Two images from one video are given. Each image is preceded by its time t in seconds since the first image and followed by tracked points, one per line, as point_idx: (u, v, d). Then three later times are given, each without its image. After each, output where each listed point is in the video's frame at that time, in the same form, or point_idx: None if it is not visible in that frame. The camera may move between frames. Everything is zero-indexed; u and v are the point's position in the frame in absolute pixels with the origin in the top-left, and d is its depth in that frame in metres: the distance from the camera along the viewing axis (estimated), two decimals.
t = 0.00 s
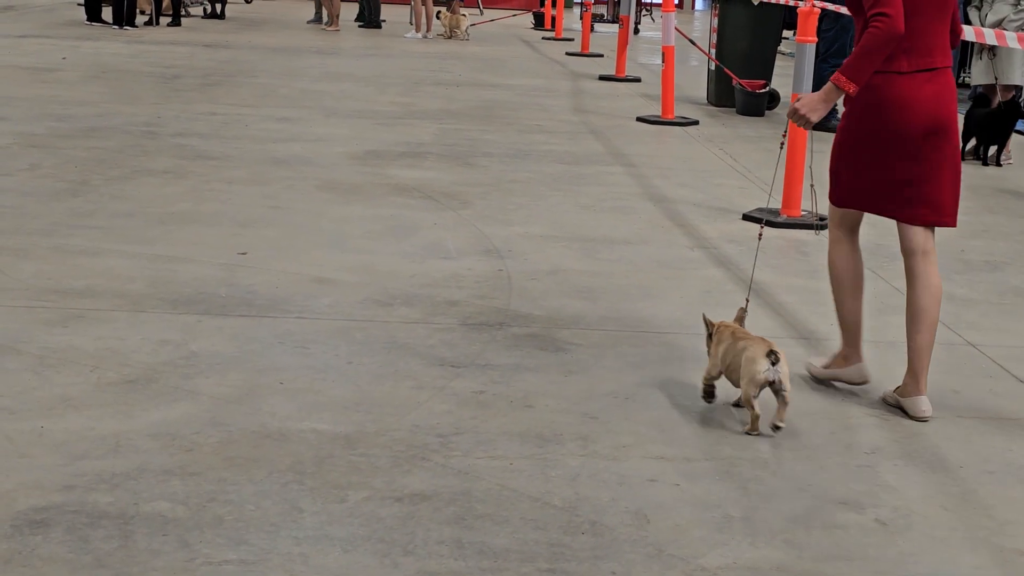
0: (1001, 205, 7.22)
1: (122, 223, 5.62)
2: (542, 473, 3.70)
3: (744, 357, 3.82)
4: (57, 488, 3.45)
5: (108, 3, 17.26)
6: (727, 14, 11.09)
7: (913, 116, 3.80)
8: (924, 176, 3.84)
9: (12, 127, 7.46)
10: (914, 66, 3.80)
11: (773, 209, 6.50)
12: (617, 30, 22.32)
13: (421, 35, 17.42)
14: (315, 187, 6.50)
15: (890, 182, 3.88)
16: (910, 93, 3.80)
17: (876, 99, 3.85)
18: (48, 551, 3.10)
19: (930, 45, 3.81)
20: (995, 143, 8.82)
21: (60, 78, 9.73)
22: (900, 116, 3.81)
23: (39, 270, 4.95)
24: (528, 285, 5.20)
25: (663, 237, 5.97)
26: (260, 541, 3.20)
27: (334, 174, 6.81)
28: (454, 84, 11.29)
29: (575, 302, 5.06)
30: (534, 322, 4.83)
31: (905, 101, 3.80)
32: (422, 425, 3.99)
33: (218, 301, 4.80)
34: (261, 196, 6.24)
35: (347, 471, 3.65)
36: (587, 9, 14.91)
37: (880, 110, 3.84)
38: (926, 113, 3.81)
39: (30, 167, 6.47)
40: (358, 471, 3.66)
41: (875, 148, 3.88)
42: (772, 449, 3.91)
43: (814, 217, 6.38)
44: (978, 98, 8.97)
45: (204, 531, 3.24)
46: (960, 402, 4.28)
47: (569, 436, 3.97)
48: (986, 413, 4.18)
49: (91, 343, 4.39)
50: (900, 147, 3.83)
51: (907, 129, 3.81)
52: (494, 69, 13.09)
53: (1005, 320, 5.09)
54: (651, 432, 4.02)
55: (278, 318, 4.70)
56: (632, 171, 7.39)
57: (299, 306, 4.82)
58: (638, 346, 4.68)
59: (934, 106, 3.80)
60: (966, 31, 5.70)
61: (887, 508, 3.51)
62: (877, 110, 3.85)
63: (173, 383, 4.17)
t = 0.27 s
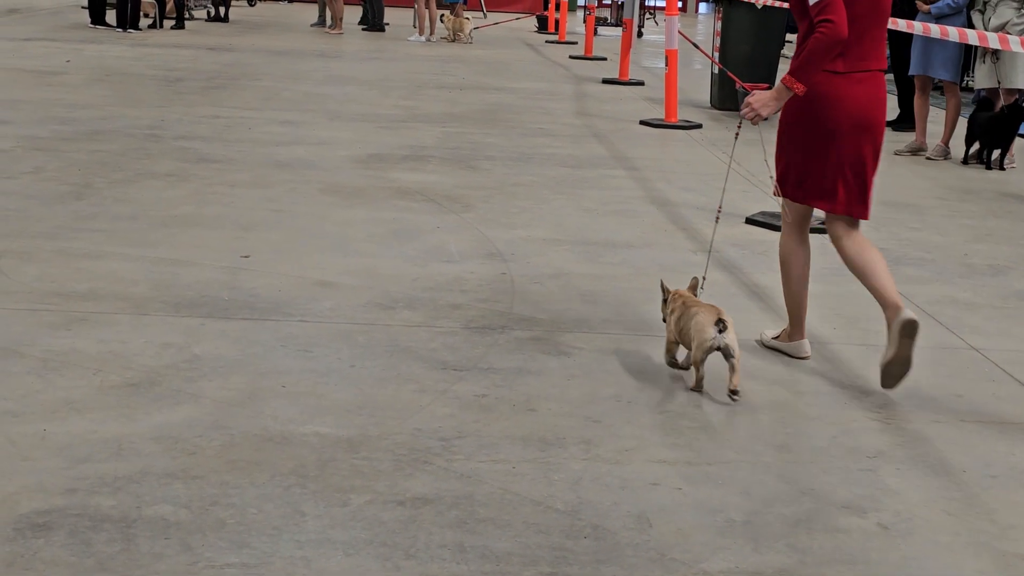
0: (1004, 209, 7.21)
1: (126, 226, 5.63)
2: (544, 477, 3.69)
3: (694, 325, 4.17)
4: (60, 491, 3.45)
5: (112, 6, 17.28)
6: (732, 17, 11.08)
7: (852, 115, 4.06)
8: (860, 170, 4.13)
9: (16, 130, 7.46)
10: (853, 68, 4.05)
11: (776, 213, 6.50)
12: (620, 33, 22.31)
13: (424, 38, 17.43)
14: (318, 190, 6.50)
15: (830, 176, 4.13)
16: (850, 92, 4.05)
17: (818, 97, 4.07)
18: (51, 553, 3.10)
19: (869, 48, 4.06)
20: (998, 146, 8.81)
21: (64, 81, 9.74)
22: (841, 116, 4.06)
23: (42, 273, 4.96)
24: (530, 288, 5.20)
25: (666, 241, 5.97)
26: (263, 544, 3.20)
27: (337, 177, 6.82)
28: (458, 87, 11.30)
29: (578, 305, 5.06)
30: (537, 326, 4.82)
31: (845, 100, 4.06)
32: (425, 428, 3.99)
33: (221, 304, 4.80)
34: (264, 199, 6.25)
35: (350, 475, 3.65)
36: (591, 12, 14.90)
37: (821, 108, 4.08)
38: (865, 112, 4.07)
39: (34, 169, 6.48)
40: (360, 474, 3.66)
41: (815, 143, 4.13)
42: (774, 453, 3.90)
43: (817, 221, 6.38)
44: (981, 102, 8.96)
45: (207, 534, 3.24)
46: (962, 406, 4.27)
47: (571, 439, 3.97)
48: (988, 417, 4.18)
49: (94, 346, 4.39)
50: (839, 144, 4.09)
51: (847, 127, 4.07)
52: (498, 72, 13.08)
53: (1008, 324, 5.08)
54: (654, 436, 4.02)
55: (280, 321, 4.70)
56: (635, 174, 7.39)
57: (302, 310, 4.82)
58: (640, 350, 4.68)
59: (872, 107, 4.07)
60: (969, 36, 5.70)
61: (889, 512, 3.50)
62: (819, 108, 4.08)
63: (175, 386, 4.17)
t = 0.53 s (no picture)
0: (1008, 214, 7.20)
1: (129, 229, 5.63)
2: (547, 481, 3.69)
3: (653, 300, 4.33)
4: (62, 494, 3.45)
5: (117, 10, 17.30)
6: (736, 21, 11.08)
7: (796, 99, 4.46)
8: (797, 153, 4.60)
9: (20, 134, 7.47)
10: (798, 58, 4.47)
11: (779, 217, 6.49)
12: (624, 37, 22.31)
13: (428, 42, 17.43)
14: (322, 194, 6.50)
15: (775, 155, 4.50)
16: (794, 79, 4.46)
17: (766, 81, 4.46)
18: (53, 557, 3.10)
19: (812, 41, 4.50)
20: (1002, 151, 8.80)
21: (68, 84, 9.76)
22: (788, 100, 4.45)
23: (45, 276, 4.96)
24: (533, 292, 5.19)
25: (669, 245, 5.96)
26: (265, 548, 3.20)
27: (340, 181, 6.82)
28: (462, 91, 11.30)
29: (581, 309, 5.05)
30: (540, 330, 4.82)
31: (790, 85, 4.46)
32: (427, 432, 3.99)
33: (224, 308, 4.80)
34: (268, 202, 6.25)
35: (352, 478, 3.64)
36: (595, 16, 14.91)
37: (769, 92, 4.46)
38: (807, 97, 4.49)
39: (37, 173, 6.48)
40: (363, 478, 3.65)
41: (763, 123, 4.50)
42: (777, 458, 3.90)
43: (821, 226, 6.38)
44: (985, 106, 8.95)
45: (209, 538, 3.24)
46: (965, 411, 4.26)
47: (574, 444, 3.96)
48: (991, 422, 4.17)
49: (96, 349, 4.39)
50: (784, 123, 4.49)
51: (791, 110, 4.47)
52: (502, 76, 13.07)
53: (1011, 329, 5.07)
54: (657, 440, 4.01)
55: (283, 325, 4.70)
56: (639, 178, 7.39)
57: (305, 313, 4.82)
58: (643, 354, 4.67)
59: (812, 94, 4.49)
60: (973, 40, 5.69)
61: (893, 517, 3.50)
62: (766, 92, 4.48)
63: (178, 390, 4.17)
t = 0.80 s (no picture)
0: (1015, 221, 7.18)
1: (136, 235, 5.63)
2: (553, 488, 3.68)
3: (621, 284, 4.65)
4: (67, 500, 3.45)
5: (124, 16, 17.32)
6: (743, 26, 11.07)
7: (756, 90, 4.92)
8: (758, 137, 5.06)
9: (28, 139, 7.48)
10: (756, 51, 4.91)
11: (786, 224, 6.48)
12: (632, 44, 22.31)
13: (436, 48, 17.44)
14: (329, 200, 6.50)
15: (739, 142, 4.98)
16: (753, 71, 4.91)
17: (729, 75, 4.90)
18: (58, 562, 3.09)
19: (768, 36, 4.95)
20: (1010, 158, 8.77)
21: (76, 90, 9.77)
22: (750, 92, 4.90)
23: (51, 281, 4.96)
24: (540, 298, 5.19)
25: (676, 252, 5.95)
26: (270, 554, 3.19)
27: (347, 187, 6.82)
28: (469, 97, 11.30)
29: (587, 316, 5.04)
30: (546, 336, 4.81)
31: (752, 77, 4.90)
32: (433, 438, 3.99)
33: (230, 313, 4.80)
34: (274, 208, 6.25)
35: (358, 485, 3.64)
36: (602, 22, 14.91)
37: (732, 85, 4.91)
38: (766, 86, 4.94)
39: (44, 178, 6.49)
40: (368, 484, 3.65)
41: (731, 113, 4.94)
42: (783, 465, 3.89)
43: (828, 232, 6.35)
44: (992, 113, 8.93)
45: (214, 544, 3.23)
46: (972, 418, 4.25)
47: (580, 450, 3.95)
48: (999, 428, 4.16)
49: (102, 354, 4.39)
50: (748, 112, 4.94)
51: (753, 98, 4.93)
52: (509, 83, 13.07)
53: (1019, 336, 5.05)
54: (663, 447, 4.00)
55: (289, 331, 4.70)
56: (645, 185, 7.38)
57: (311, 319, 4.82)
58: (649, 360, 4.66)
59: (772, 82, 4.95)
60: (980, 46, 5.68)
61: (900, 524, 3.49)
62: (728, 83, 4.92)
63: (184, 395, 4.17)
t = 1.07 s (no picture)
0: None
1: (147, 242, 5.63)
2: (563, 496, 3.66)
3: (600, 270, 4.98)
4: (77, 507, 3.44)
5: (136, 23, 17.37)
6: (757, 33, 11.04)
7: (718, 97, 5.04)
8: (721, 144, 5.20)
9: (40, 146, 7.49)
10: (725, 60, 5.03)
11: (797, 232, 6.46)
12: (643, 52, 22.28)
13: (447, 56, 17.45)
14: (340, 207, 6.49)
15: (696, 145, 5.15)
16: (719, 80, 5.03)
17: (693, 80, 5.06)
18: (67, 570, 3.08)
19: (739, 46, 5.05)
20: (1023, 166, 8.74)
21: (88, 97, 9.79)
22: (713, 99, 5.04)
23: (63, 288, 4.96)
24: (550, 307, 5.18)
25: (687, 261, 5.94)
26: (280, 563, 3.18)
27: (358, 195, 6.81)
28: (479, 105, 11.30)
29: (598, 324, 5.03)
30: (557, 344, 4.80)
31: (714, 84, 5.03)
32: (443, 446, 3.97)
33: (241, 321, 4.80)
34: (285, 216, 6.25)
35: (368, 493, 3.63)
36: (613, 30, 14.90)
37: (693, 90, 5.07)
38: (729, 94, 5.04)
39: (56, 186, 6.50)
40: (378, 493, 3.63)
41: (692, 116, 5.11)
42: (794, 474, 3.87)
43: (840, 240, 6.33)
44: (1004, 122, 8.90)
45: (223, 552, 3.22)
46: (985, 428, 4.22)
47: (591, 459, 3.94)
48: (1011, 438, 4.13)
49: (113, 362, 4.39)
50: (708, 118, 5.08)
51: (715, 104, 5.05)
52: (520, 91, 13.07)
53: None
54: (674, 456, 3.98)
55: (300, 338, 4.69)
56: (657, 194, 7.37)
57: (321, 327, 4.81)
58: (660, 369, 4.64)
59: (736, 92, 5.04)
60: (994, 55, 5.66)
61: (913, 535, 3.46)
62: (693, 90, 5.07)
63: (194, 403, 4.16)
